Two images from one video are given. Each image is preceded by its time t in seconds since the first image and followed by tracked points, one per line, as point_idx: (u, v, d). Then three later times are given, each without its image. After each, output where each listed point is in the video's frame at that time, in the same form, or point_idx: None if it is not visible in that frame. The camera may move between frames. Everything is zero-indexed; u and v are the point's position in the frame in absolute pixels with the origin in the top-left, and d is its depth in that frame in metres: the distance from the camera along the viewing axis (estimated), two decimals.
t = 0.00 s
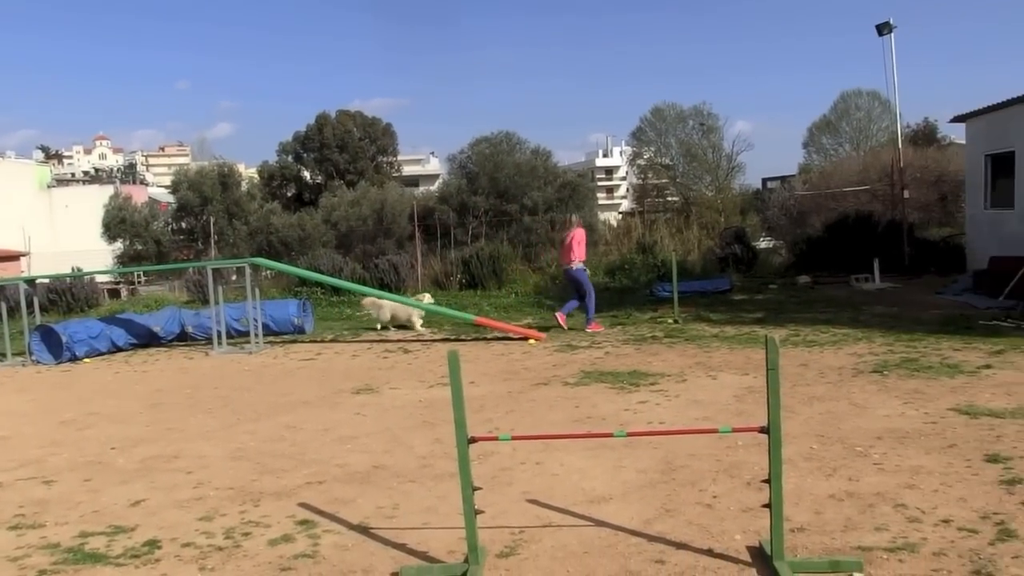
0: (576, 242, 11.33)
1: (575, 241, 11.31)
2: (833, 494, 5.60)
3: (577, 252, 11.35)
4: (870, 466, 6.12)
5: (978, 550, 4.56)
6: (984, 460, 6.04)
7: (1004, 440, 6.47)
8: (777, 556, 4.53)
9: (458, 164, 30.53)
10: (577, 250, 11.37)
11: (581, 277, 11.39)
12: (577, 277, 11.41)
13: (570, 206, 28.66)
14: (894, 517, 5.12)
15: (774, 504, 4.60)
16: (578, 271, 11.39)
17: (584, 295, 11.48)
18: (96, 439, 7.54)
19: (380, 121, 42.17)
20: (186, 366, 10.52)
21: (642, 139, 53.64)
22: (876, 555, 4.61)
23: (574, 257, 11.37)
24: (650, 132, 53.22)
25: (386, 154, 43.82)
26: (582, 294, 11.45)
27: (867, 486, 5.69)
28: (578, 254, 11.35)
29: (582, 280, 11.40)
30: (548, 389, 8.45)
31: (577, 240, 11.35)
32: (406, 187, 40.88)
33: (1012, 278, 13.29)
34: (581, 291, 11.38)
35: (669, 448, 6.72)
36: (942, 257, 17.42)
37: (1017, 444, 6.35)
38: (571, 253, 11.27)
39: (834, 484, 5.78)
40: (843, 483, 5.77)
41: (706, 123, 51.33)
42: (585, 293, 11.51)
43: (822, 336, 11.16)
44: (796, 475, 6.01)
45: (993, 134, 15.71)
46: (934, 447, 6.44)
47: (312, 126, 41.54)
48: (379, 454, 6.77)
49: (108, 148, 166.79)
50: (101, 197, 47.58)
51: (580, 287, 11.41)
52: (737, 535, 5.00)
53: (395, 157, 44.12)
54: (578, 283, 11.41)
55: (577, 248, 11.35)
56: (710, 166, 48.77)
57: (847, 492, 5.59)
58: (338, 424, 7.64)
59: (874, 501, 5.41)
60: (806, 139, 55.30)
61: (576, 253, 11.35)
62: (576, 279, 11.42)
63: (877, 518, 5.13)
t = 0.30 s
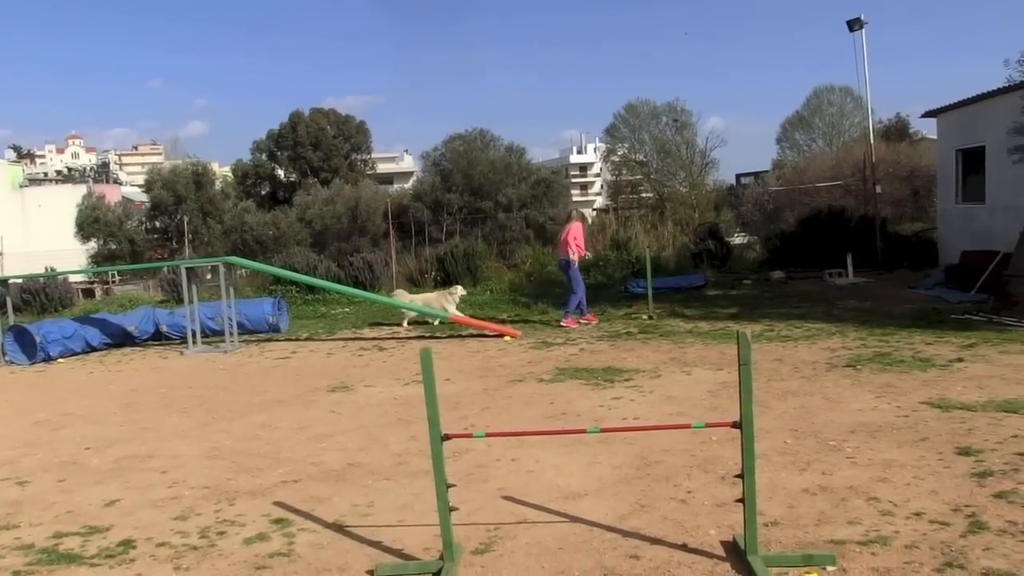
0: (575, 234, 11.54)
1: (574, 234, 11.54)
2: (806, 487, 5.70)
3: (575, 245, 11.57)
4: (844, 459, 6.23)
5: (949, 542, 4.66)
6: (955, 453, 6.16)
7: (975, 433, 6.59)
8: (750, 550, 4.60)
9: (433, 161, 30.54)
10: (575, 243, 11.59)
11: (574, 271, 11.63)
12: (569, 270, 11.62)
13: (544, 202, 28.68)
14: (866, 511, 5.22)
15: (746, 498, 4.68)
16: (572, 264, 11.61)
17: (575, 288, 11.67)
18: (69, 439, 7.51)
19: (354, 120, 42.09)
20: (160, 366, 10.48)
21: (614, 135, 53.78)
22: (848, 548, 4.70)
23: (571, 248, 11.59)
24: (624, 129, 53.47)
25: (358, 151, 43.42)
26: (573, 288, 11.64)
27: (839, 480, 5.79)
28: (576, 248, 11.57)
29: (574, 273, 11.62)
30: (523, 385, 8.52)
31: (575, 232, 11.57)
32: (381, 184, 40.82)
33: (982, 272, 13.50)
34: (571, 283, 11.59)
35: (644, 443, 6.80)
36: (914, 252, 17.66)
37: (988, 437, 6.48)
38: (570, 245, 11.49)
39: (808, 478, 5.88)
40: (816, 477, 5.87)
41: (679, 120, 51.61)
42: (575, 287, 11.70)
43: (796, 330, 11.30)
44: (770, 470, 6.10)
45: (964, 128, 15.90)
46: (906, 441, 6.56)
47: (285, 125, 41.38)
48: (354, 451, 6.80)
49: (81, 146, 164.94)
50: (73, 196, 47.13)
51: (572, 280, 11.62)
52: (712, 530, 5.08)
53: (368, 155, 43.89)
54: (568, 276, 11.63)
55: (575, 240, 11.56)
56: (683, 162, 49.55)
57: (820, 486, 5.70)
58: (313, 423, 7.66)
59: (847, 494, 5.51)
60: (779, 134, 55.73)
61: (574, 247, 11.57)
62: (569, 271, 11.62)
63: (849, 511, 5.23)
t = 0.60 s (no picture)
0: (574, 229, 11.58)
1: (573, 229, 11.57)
2: (788, 482, 5.76)
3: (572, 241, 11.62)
4: (826, 453, 6.30)
5: (929, 535, 4.73)
6: (936, 446, 6.23)
7: (955, 426, 6.68)
8: (732, 544, 4.66)
9: (416, 158, 30.52)
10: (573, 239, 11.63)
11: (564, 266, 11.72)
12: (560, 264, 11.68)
13: (528, 199, 28.72)
14: (847, 504, 5.29)
15: (727, 493, 4.73)
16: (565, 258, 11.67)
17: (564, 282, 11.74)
18: (51, 440, 7.49)
19: (336, 117, 42.03)
20: (143, 365, 10.45)
21: (597, 132, 53.99)
22: (829, 541, 4.76)
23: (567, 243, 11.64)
24: (607, 125, 53.67)
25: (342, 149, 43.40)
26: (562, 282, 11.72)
27: (821, 474, 5.86)
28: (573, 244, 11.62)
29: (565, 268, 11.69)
30: (507, 382, 8.56)
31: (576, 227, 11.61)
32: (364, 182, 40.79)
33: (962, 266, 13.64)
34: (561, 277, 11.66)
35: (627, 439, 6.86)
36: (895, 246, 17.81)
37: (967, 430, 6.57)
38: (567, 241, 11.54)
39: (790, 472, 5.95)
40: (798, 471, 5.94)
41: (661, 116, 51.84)
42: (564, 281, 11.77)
43: (778, 325, 11.39)
44: (752, 464, 6.16)
45: (944, 123, 16.03)
46: (887, 434, 6.64)
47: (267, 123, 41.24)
48: (339, 450, 6.82)
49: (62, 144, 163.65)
50: (54, 196, 46.80)
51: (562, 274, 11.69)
52: (694, 525, 5.13)
53: (351, 152, 43.82)
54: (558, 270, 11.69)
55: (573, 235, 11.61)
56: (666, 158, 48.90)
57: (801, 480, 5.76)
58: (297, 421, 7.66)
59: (828, 488, 5.58)
60: (761, 130, 56.04)
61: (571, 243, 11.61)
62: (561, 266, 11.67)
63: (831, 505, 5.29)
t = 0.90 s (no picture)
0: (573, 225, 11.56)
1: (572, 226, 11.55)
2: (778, 476, 5.78)
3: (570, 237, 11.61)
4: (816, 447, 6.32)
5: (918, 527, 4.76)
6: (925, 439, 6.27)
7: (943, 419, 6.72)
8: (723, 539, 4.67)
9: (406, 156, 30.48)
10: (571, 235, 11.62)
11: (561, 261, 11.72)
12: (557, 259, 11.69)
13: (519, 195, 28.73)
14: (837, 498, 5.31)
15: (718, 488, 4.75)
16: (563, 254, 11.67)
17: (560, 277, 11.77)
18: (42, 441, 7.46)
19: (327, 115, 42.00)
20: (135, 365, 10.43)
21: (589, 129, 54.15)
22: (819, 535, 4.78)
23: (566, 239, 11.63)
24: (598, 122, 53.80)
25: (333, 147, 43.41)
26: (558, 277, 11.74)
27: (811, 468, 5.88)
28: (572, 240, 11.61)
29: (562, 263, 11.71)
30: (499, 379, 8.57)
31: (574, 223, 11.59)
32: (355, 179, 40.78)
33: (951, 261, 13.71)
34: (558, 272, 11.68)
35: (619, 435, 6.87)
36: (885, 241, 17.88)
37: (956, 423, 6.60)
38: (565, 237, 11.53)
39: (780, 466, 5.97)
40: (788, 466, 5.96)
41: (652, 112, 51.98)
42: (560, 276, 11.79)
43: (769, 321, 11.43)
44: (743, 459, 6.19)
45: (932, 118, 16.08)
46: (877, 428, 6.67)
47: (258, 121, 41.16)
48: (331, 448, 6.82)
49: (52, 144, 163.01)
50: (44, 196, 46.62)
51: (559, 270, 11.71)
52: (685, 520, 5.15)
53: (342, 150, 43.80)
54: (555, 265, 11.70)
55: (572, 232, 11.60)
56: (656, 154, 48.73)
57: (792, 475, 5.78)
58: (290, 420, 7.66)
59: (818, 482, 5.60)
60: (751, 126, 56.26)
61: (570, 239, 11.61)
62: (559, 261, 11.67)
63: (821, 499, 5.32)
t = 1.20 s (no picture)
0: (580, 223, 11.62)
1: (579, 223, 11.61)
2: (778, 471, 5.76)
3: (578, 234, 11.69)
4: (815, 442, 6.29)
5: (916, 521, 4.73)
6: (923, 433, 6.24)
7: (942, 413, 6.69)
8: (723, 534, 4.64)
9: (406, 153, 30.40)
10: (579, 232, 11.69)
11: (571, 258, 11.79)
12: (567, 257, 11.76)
13: (519, 192, 28.69)
14: (836, 493, 5.28)
15: (718, 483, 4.72)
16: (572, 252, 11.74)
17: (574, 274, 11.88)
18: (42, 442, 7.43)
19: (326, 112, 41.93)
20: (134, 364, 10.39)
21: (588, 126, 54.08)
22: (819, 530, 4.75)
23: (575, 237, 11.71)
24: (598, 118, 53.77)
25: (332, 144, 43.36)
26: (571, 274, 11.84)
27: (810, 463, 5.86)
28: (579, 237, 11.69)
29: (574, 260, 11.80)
30: (499, 376, 8.54)
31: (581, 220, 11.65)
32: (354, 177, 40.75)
33: (949, 255, 13.67)
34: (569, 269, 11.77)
35: (618, 431, 6.84)
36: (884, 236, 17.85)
37: (954, 417, 6.57)
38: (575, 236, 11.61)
39: (780, 461, 5.94)
40: (788, 461, 5.93)
41: (652, 108, 51.95)
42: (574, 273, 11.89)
43: (769, 316, 11.40)
44: (743, 455, 6.15)
45: (930, 112, 16.04)
46: (876, 423, 6.64)
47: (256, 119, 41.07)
48: (331, 446, 6.79)
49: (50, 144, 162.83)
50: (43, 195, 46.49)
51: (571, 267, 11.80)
52: (685, 515, 5.13)
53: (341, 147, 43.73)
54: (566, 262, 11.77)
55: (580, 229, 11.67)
56: (656, 150, 48.66)
57: (791, 470, 5.75)
58: (289, 418, 7.63)
59: (818, 477, 5.57)
60: (750, 122, 56.22)
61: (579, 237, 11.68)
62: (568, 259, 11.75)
63: (821, 493, 5.29)
